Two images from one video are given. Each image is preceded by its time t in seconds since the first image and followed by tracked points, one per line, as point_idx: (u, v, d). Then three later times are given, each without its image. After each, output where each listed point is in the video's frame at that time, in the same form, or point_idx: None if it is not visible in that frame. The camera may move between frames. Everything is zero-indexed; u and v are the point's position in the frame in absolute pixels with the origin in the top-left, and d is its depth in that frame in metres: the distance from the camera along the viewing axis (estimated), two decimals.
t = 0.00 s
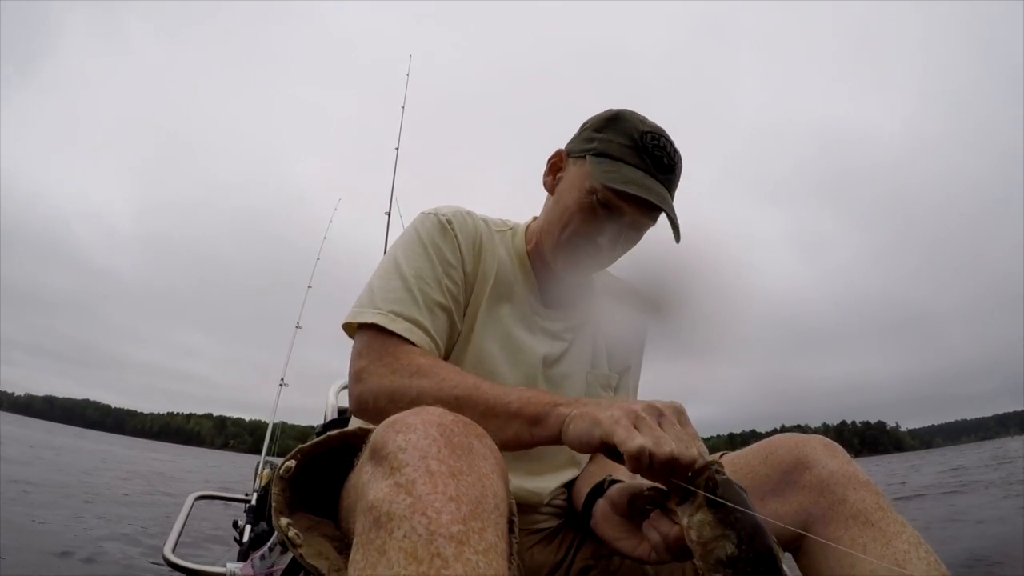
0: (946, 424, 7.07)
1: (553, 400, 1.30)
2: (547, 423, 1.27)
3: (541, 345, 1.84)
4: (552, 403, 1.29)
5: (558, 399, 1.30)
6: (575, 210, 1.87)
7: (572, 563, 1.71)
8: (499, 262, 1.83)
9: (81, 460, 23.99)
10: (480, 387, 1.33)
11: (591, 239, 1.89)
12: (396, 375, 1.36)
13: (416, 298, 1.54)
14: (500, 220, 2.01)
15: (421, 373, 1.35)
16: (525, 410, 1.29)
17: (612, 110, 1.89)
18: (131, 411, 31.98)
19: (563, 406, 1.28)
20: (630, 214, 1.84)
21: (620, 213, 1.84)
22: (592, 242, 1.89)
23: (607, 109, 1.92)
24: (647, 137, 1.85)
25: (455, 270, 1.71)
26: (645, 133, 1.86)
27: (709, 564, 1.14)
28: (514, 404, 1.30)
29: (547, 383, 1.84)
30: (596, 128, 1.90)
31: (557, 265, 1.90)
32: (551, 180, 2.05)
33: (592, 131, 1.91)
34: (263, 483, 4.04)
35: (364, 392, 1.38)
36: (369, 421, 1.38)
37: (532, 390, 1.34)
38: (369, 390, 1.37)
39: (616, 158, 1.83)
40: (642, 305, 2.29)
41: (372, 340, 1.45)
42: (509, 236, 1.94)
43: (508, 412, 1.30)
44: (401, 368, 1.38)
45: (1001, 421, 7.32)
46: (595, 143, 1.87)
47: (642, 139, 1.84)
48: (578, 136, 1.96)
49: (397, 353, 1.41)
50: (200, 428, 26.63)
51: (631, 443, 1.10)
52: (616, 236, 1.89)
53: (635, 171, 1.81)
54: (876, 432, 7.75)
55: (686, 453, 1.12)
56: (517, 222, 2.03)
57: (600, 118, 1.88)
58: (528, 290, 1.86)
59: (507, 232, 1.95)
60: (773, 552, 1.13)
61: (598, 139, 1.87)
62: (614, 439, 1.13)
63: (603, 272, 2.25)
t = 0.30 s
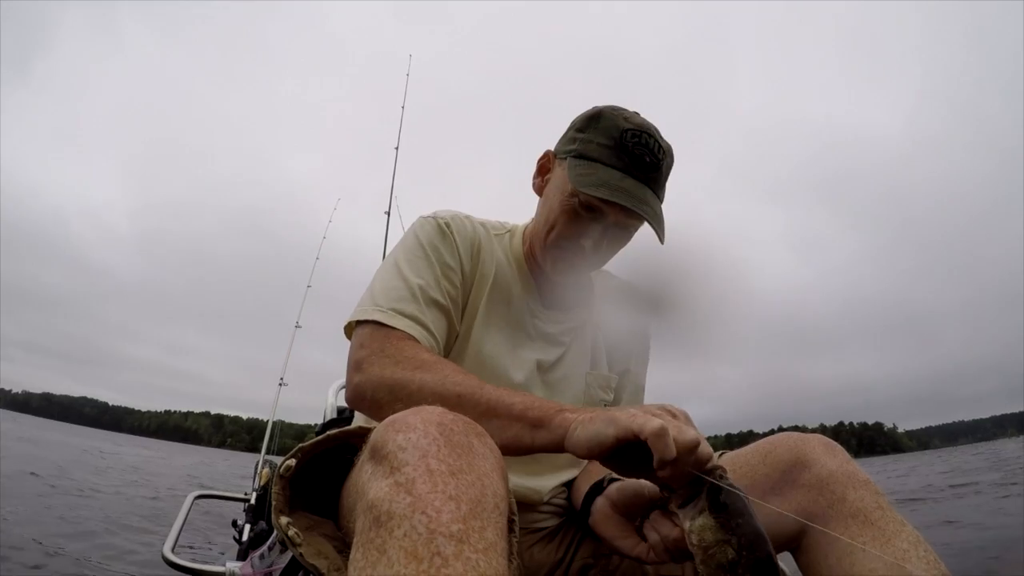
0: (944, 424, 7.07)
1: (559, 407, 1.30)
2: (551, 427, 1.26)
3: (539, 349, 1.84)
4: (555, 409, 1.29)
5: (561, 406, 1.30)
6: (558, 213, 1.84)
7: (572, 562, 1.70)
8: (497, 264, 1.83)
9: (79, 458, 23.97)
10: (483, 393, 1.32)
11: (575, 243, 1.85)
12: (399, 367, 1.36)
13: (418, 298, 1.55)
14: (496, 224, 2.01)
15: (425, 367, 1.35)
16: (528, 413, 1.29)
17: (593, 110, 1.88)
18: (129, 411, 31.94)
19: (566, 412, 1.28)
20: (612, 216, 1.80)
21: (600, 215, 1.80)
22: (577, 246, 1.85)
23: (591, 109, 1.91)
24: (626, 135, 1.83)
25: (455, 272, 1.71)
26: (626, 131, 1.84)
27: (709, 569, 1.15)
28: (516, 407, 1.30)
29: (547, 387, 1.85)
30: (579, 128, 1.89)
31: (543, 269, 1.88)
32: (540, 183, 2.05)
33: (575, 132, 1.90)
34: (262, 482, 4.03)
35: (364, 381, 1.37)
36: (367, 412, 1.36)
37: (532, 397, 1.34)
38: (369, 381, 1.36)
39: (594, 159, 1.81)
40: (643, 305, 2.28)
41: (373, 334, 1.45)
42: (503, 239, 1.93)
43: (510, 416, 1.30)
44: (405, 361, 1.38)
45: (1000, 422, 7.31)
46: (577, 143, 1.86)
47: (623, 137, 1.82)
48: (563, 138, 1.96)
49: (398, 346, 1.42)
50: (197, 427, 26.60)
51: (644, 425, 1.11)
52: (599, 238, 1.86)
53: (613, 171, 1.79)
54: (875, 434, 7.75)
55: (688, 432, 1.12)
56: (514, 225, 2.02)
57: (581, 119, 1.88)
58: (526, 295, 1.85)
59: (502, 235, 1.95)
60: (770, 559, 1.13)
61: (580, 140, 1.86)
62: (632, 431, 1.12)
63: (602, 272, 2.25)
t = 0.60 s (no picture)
0: (943, 428, 7.07)
1: (546, 400, 1.30)
2: (539, 424, 1.27)
3: (537, 347, 1.84)
4: (544, 404, 1.29)
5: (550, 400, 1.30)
6: (555, 212, 1.83)
7: (569, 560, 1.70)
8: (495, 263, 1.83)
9: (77, 455, 23.95)
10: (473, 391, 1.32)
11: (572, 242, 1.84)
12: (394, 374, 1.36)
13: (414, 300, 1.54)
14: (495, 221, 2.01)
15: (418, 372, 1.35)
16: (519, 409, 1.29)
17: (592, 109, 1.88)
18: (127, 408, 31.92)
19: (554, 408, 1.27)
20: (609, 216, 1.79)
21: (597, 214, 1.79)
22: (574, 246, 1.85)
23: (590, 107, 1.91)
24: (625, 135, 1.82)
25: (452, 272, 1.71)
26: (625, 131, 1.83)
27: (708, 568, 1.14)
28: (506, 403, 1.30)
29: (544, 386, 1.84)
30: (578, 128, 1.89)
31: (540, 267, 1.87)
32: (539, 181, 2.05)
33: (574, 131, 1.90)
34: (261, 479, 4.03)
35: (360, 388, 1.38)
36: (364, 418, 1.37)
37: (522, 391, 1.33)
38: (367, 386, 1.36)
39: (592, 159, 1.80)
40: (643, 303, 2.27)
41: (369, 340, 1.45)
42: (502, 237, 1.92)
43: (499, 412, 1.30)
44: (400, 367, 1.37)
45: (999, 426, 7.32)
46: (576, 143, 1.86)
47: (621, 137, 1.82)
48: (562, 136, 1.96)
49: (393, 351, 1.41)
50: (195, 425, 26.59)
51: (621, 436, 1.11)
52: (596, 238, 1.85)
53: (610, 172, 1.78)
54: (874, 437, 7.76)
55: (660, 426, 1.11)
56: (514, 223, 2.02)
57: (580, 118, 1.87)
58: (523, 293, 1.85)
59: (501, 233, 1.94)
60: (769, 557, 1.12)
61: (578, 139, 1.86)
62: (608, 442, 1.12)
63: (601, 270, 2.25)
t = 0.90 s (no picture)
0: (941, 424, 7.07)
1: (547, 415, 1.29)
2: (541, 439, 1.27)
3: (534, 350, 1.85)
4: (545, 418, 1.29)
5: (550, 414, 1.30)
6: (552, 216, 1.83)
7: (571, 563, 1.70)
8: (490, 266, 1.83)
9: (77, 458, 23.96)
10: (476, 408, 1.32)
11: (570, 244, 1.85)
12: (397, 393, 1.37)
13: (412, 309, 1.54)
14: (490, 224, 2.01)
15: (420, 391, 1.35)
16: (521, 426, 1.29)
17: (584, 108, 1.88)
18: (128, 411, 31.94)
19: (555, 422, 1.27)
20: (606, 217, 1.79)
21: (594, 216, 1.80)
22: (570, 247, 1.85)
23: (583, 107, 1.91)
24: (618, 134, 1.83)
25: (449, 278, 1.71)
26: (618, 130, 1.84)
27: None
28: (508, 420, 1.30)
29: (543, 390, 1.85)
30: (570, 128, 1.89)
31: (536, 269, 1.88)
32: (533, 183, 2.05)
33: (567, 131, 1.90)
34: (262, 482, 4.03)
35: (368, 409, 1.38)
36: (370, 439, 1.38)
37: (523, 405, 1.34)
38: (372, 405, 1.38)
39: (587, 160, 1.81)
40: (641, 303, 2.27)
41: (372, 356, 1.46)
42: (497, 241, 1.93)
43: (503, 430, 1.30)
44: (403, 385, 1.38)
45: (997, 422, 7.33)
46: (569, 143, 1.86)
47: (614, 136, 1.83)
48: (555, 137, 1.96)
49: (395, 370, 1.42)
50: (196, 427, 26.61)
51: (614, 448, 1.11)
52: (593, 239, 1.86)
53: (605, 173, 1.79)
54: (873, 434, 7.76)
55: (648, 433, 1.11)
56: (509, 226, 2.02)
57: (572, 118, 1.88)
58: (520, 297, 1.85)
59: (496, 236, 1.95)
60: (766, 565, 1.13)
61: (571, 139, 1.87)
62: (602, 455, 1.12)
63: (598, 271, 2.25)
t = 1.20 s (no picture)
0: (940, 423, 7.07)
1: (566, 421, 1.29)
2: (559, 447, 1.27)
3: (540, 351, 1.85)
4: (563, 425, 1.28)
5: (568, 421, 1.29)
6: (560, 219, 1.84)
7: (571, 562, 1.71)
8: (498, 267, 1.83)
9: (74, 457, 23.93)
10: (495, 413, 1.33)
11: (577, 246, 1.85)
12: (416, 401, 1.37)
13: (428, 310, 1.55)
14: (496, 225, 2.01)
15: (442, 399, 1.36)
16: (540, 433, 1.29)
17: (591, 113, 1.88)
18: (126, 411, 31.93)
19: (573, 430, 1.27)
20: (614, 220, 1.80)
21: (601, 219, 1.80)
22: (578, 249, 1.86)
23: (589, 111, 1.91)
24: (626, 139, 1.82)
25: (461, 279, 1.71)
26: (625, 134, 1.83)
27: None
28: (529, 425, 1.31)
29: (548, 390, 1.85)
30: (577, 132, 1.89)
31: (543, 271, 1.88)
32: (539, 186, 2.05)
33: (574, 135, 1.90)
34: (262, 482, 4.03)
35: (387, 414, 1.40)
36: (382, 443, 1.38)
37: (541, 408, 1.33)
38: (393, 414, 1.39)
39: (595, 164, 1.81)
40: (644, 305, 2.27)
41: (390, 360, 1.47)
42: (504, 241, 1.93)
43: (522, 435, 1.31)
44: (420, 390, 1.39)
45: (994, 422, 7.35)
46: (576, 148, 1.86)
47: (622, 141, 1.82)
48: (561, 141, 1.96)
49: (415, 373, 1.43)
50: (194, 427, 26.59)
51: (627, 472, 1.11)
52: (602, 242, 1.86)
53: (613, 177, 1.79)
54: (871, 435, 7.78)
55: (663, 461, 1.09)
56: (515, 227, 2.02)
57: (579, 123, 1.87)
58: (527, 297, 1.85)
59: (503, 237, 1.95)
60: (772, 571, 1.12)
61: (578, 144, 1.86)
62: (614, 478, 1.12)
63: (602, 273, 2.26)
